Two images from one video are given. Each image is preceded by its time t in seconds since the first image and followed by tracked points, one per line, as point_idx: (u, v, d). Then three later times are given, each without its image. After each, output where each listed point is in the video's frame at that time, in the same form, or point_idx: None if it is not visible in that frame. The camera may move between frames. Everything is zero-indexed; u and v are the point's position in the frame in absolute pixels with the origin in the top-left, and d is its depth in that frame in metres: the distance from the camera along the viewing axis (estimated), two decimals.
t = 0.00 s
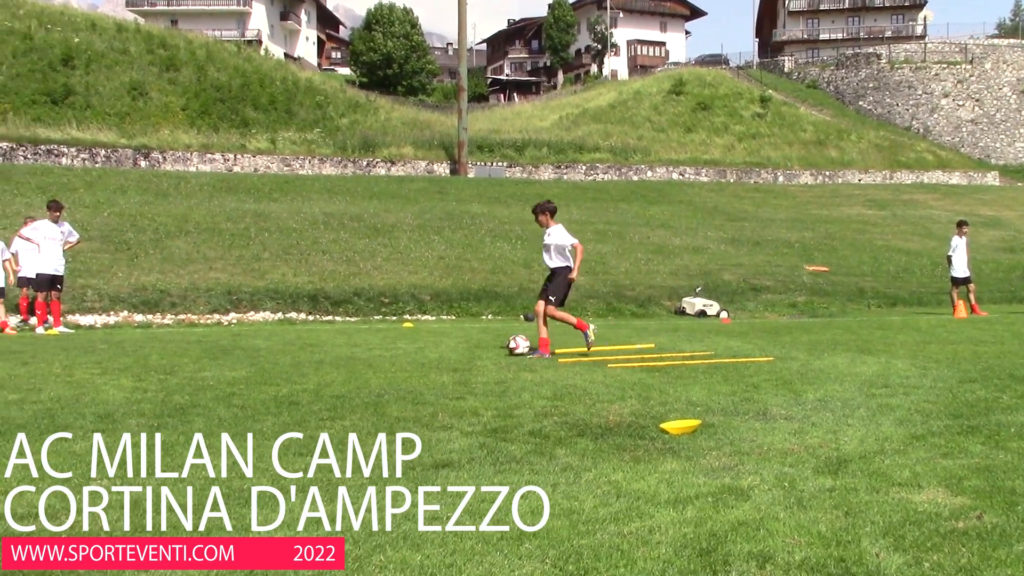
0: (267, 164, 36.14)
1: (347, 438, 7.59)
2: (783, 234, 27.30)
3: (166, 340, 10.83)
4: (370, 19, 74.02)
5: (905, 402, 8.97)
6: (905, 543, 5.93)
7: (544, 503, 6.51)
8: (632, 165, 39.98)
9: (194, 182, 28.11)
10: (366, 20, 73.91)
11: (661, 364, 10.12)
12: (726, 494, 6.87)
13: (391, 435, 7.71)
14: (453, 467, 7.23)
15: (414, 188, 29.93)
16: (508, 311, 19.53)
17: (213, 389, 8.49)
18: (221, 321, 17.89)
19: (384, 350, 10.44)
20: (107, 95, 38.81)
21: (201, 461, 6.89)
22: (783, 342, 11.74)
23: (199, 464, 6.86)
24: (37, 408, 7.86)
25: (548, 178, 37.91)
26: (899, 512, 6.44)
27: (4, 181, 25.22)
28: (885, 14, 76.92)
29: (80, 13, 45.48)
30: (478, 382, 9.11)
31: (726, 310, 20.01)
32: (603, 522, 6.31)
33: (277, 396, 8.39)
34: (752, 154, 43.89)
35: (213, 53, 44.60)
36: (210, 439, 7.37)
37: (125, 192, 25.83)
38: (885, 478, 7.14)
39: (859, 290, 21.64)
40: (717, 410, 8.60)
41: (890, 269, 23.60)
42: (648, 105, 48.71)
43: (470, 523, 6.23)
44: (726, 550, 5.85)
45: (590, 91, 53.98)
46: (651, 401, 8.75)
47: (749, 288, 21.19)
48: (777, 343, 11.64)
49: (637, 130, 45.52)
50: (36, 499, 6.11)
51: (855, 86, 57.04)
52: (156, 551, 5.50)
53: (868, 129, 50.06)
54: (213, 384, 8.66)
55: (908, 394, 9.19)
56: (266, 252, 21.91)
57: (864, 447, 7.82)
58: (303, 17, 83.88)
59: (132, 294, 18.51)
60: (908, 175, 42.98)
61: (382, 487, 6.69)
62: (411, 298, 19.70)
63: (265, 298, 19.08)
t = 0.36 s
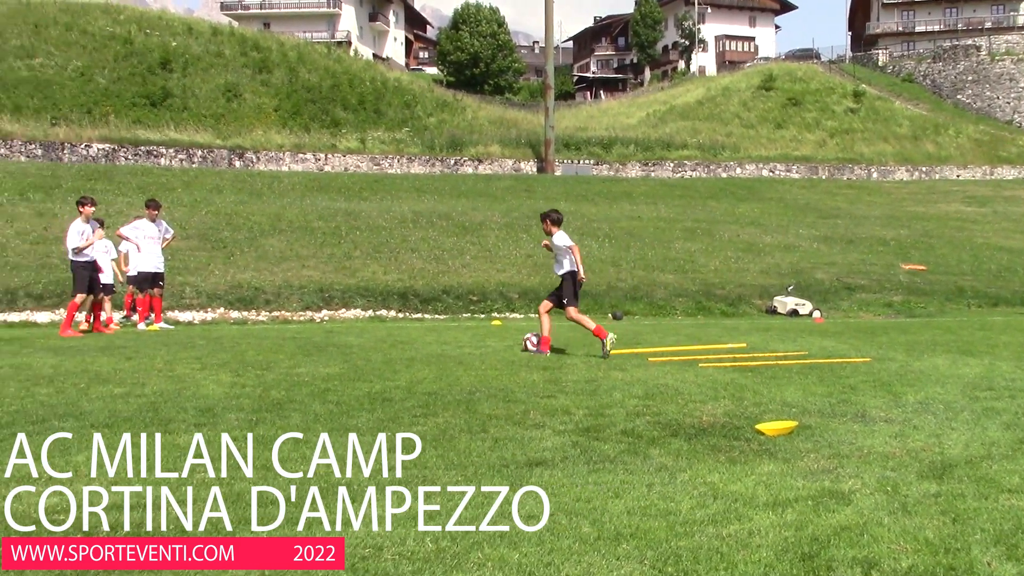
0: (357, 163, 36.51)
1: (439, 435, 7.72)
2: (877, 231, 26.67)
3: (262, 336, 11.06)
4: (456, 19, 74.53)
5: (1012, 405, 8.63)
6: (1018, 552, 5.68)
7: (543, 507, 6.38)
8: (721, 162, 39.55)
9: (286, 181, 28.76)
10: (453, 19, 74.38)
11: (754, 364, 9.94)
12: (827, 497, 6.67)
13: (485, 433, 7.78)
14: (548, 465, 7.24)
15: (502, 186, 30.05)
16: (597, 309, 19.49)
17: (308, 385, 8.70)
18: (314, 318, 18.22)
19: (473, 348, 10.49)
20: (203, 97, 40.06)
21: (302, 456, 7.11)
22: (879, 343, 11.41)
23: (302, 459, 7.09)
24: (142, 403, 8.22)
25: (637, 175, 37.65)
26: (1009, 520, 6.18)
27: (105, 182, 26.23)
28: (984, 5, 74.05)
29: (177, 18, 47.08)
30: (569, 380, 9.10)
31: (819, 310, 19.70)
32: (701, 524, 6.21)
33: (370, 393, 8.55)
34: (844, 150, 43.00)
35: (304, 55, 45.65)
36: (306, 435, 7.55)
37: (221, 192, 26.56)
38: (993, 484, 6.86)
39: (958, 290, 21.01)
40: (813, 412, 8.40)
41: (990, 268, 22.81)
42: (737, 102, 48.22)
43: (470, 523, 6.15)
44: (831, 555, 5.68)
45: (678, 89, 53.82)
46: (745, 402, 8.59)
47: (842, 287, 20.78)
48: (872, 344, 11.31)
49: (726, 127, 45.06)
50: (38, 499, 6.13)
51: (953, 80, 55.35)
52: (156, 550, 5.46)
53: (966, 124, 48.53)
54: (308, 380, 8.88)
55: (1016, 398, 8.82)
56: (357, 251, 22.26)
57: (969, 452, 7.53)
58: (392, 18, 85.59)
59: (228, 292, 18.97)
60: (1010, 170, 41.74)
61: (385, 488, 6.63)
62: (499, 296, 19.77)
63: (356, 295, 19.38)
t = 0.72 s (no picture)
0: (435, 164, 36.60)
1: (521, 434, 7.79)
2: (966, 228, 25.92)
3: (343, 336, 11.22)
4: (534, 20, 74.69)
5: None
6: None
7: (541, 508, 6.35)
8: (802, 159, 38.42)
9: (366, 182, 29.18)
10: (530, 19, 74.65)
11: (839, 365, 9.74)
12: (920, 502, 6.45)
13: (567, 434, 7.82)
14: (631, 467, 7.19)
15: (579, 186, 30.01)
16: (675, 309, 19.42)
17: (391, 384, 8.88)
18: (394, 318, 18.48)
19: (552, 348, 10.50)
20: (285, 100, 40.97)
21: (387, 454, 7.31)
22: (970, 344, 11.04)
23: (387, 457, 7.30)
24: (230, 401, 8.43)
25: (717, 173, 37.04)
26: None
27: (191, 185, 26.99)
28: None
29: (259, 22, 48.22)
30: (650, 381, 9.08)
31: (905, 309, 19.30)
32: (789, 528, 6.09)
33: (451, 392, 8.69)
34: (930, 145, 41.89)
35: (382, 57, 46.33)
36: (390, 435, 7.70)
37: (303, 193, 27.13)
38: None
39: None
40: (902, 415, 8.18)
41: None
42: (818, 97, 47.33)
43: (471, 523, 6.19)
44: (926, 563, 5.50)
45: (757, 86, 53.29)
46: (831, 403, 8.44)
47: (929, 286, 20.30)
48: (964, 345, 10.95)
49: (807, 123, 44.35)
50: (39, 498, 6.24)
51: None
52: (156, 551, 5.54)
53: None
54: (389, 380, 9.04)
55: None
56: (436, 251, 22.48)
57: None
58: (468, 19, 86.56)
59: (310, 292, 19.32)
60: None
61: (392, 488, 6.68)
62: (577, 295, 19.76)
63: (435, 295, 19.58)
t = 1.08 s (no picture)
0: (471, 163, 36.56)
1: (558, 434, 7.79)
2: (1009, 228, 25.55)
3: (378, 335, 11.25)
4: (569, 18, 74.60)
5: None
6: None
7: (541, 509, 6.34)
8: (840, 158, 38.00)
9: (401, 181, 29.26)
10: (565, 19, 74.66)
11: (879, 366, 9.64)
12: (966, 506, 6.34)
13: (604, 433, 7.79)
14: (669, 467, 7.15)
15: (615, 185, 29.89)
16: (711, 308, 19.36)
17: (427, 382, 8.92)
18: (429, 316, 18.57)
19: (587, 348, 10.46)
20: (321, 99, 41.26)
21: (424, 453, 7.37)
22: (1012, 345, 10.86)
23: (424, 456, 7.37)
24: (267, 399, 8.49)
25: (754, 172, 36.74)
26: None
27: (229, 184, 27.23)
28: None
29: (297, 22, 48.51)
30: (687, 380, 9.03)
31: (945, 310, 19.11)
32: (832, 530, 6.02)
33: (488, 391, 8.72)
34: (970, 144, 41.32)
35: (418, 56, 46.46)
36: (427, 435, 7.75)
37: (339, 192, 27.29)
38: None
39: None
40: (945, 417, 8.07)
41: None
42: (856, 95, 46.85)
43: (471, 523, 6.21)
44: (972, 569, 5.40)
45: (795, 83, 52.90)
46: (871, 405, 8.34)
47: (970, 286, 20.08)
48: (1007, 346, 10.74)
49: (845, 121, 43.97)
50: (38, 499, 6.27)
51: None
52: (156, 550, 5.56)
53: None
54: (425, 378, 9.08)
55: None
56: (470, 249, 22.51)
57: None
58: (503, 18, 86.66)
59: (346, 290, 19.41)
60: None
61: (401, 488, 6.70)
62: (612, 293, 19.72)
63: (470, 294, 19.60)
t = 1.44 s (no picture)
0: (497, 160, 36.55)
1: (587, 430, 7.79)
2: None
3: (404, 332, 11.28)
4: (594, 14, 74.39)
5: None
6: None
7: (541, 509, 6.31)
8: (868, 152, 37.73)
9: (427, 178, 29.30)
10: (590, 14, 74.42)
11: (910, 362, 9.56)
12: (1000, 505, 6.27)
13: (633, 430, 7.77)
14: (699, 465, 7.13)
15: (642, 180, 29.78)
16: (739, 305, 19.34)
17: (455, 379, 8.95)
18: (456, 313, 18.62)
19: (614, 345, 10.43)
20: (347, 97, 41.42)
21: (452, 451, 7.41)
22: None
23: (451, 453, 7.41)
24: (296, 395, 8.53)
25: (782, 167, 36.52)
26: None
27: (256, 182, 27.38)
28: None
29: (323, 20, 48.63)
30: (716, 377, 9.00)
31: (977, 305, 18.98)
32: (865, 529, 5.98)
33: (516, 388, 8.72)
34: (1001, 137, 40.86)
35: (444, 53, 46.46)
36: (456, 432, 7.77)
37: (366, 189, 27.38)
38: None
39: None
40: (979, 414, 7.98)
41: None
42: (885, 89, 46.47)
43: (471, 522, 6.20)
44: (1008, 569, 5.34)
45: (822, 78, 52.53)
46: (903, 402, 8.27)
47: (1002, 282, 19.94)
48: None
49: (874, 115, 43.66)
50: (39, 500, 6.30)
51: None
52: (157, 550, 5.61)
53: None
54: (453, 375, 9.09)
55: None
56: (497, 246, 22.53)
57: None
58: (529, 14, 86.63)
59: (373, 287, 19.50)
60: None
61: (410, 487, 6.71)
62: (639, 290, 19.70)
63: (496, 291, 19.65)
